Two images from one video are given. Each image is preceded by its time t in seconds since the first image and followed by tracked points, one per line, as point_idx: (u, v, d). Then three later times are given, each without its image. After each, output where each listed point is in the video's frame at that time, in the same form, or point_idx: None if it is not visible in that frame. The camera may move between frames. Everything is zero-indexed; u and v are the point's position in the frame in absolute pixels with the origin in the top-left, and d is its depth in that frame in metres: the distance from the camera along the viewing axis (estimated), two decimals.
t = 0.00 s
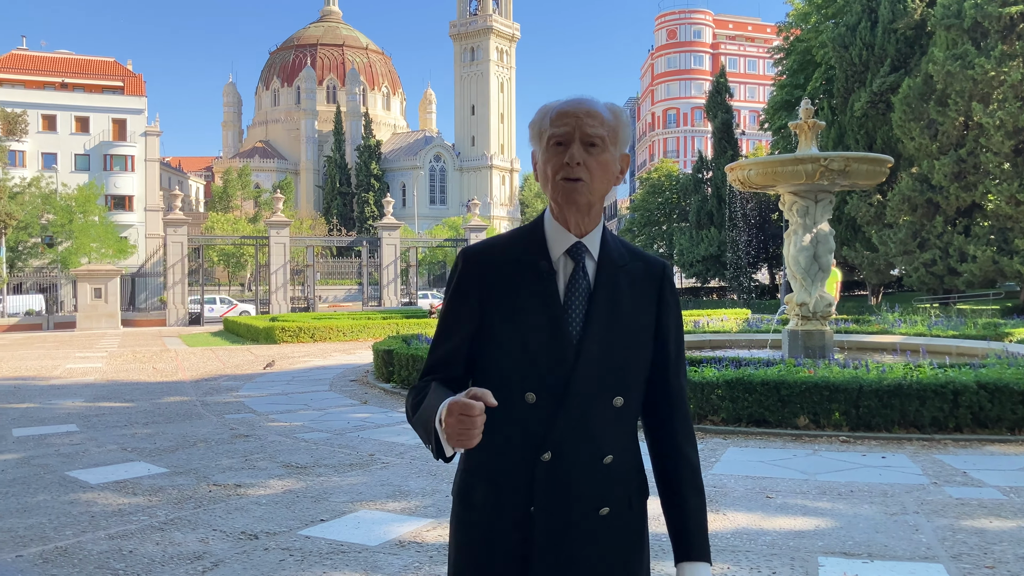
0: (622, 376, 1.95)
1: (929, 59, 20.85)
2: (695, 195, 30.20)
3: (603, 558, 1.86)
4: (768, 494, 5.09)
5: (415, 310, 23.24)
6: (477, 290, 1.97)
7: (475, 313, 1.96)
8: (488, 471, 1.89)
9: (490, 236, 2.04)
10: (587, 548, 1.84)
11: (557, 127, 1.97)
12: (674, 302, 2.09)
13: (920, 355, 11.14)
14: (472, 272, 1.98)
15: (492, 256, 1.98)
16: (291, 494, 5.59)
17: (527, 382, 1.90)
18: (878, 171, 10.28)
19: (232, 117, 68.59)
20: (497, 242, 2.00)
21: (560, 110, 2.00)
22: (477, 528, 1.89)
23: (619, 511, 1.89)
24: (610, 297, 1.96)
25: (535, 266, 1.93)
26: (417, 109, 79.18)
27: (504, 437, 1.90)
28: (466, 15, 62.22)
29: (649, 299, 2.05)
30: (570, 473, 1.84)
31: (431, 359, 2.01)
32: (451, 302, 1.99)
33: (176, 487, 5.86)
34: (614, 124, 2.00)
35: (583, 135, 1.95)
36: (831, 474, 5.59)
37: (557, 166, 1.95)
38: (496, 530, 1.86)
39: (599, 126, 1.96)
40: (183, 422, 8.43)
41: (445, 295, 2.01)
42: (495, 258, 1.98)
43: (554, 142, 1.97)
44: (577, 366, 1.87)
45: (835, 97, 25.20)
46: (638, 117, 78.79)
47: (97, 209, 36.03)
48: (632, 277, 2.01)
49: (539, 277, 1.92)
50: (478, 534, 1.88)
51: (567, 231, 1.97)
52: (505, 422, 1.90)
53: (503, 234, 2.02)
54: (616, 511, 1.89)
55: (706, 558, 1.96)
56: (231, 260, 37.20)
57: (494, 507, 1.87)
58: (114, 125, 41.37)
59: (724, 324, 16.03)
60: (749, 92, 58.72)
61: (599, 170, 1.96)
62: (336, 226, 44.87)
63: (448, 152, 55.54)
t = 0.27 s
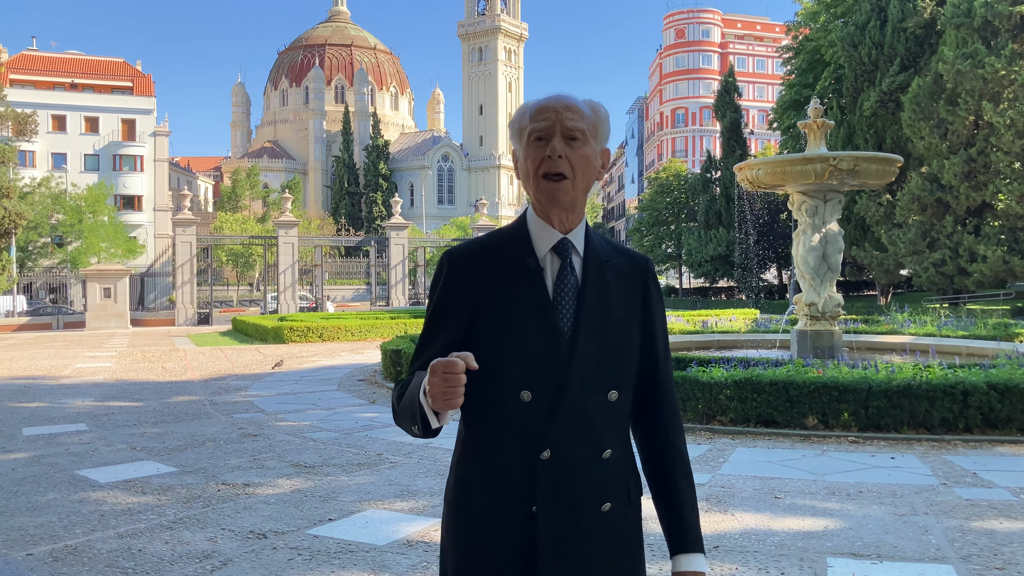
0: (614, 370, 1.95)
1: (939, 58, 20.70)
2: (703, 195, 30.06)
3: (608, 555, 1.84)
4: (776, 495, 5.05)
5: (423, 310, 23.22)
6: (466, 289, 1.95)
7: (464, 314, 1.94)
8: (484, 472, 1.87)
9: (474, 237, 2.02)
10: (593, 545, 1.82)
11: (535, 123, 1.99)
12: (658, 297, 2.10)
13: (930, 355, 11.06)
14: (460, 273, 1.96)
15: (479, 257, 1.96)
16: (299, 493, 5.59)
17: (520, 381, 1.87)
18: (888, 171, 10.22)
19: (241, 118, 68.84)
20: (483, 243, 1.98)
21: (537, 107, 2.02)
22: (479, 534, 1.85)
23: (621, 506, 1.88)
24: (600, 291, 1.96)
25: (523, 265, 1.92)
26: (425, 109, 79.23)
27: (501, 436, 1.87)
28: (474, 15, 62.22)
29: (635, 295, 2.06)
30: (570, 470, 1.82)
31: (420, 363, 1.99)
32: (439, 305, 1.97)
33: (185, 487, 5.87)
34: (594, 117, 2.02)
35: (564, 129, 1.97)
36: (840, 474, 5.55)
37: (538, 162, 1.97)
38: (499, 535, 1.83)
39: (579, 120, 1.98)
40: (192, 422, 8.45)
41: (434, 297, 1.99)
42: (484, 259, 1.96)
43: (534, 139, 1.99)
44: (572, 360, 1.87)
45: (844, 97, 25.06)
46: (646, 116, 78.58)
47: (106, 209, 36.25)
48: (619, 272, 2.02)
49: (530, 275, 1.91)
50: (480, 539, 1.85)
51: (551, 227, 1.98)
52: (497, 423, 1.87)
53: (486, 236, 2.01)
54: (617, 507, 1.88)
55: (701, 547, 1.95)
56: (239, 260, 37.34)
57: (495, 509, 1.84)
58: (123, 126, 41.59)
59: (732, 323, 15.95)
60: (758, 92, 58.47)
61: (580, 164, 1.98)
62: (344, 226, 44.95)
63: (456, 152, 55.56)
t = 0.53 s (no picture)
0: (591, 370, 1.99)
1: (948, 57, 20.56)
2: (710, 194, 29.95)
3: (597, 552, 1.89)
4: (783, 495, 5.02)
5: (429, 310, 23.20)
6: (442, 299, 1.90)
7: (440, 323, 1.90)
8: (470, 480, 1.84)
9: (445, 239, 1.98)
10: (583, 544, 1.86)
11: (501, 121, 1.99)
12: (622, 294, 2.17)
13: (938, 355, 10.99)
14: (435, 281, 1.91)
15: (456, 267, 1.92)
16: (306, 493, 5.59)
17: (500, 386, 1.85)
18: (896, 171, 10.17)
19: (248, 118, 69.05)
20: (459, 246, 1.95)
21: (500, 106, 2.03)
22: (469, 545, 1.83)
23: (602, 503, 1.94)
24: (574, 293, 1.99)
25: (497, 274, 1.89)
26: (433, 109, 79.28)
27: (485, 445, 1.84)
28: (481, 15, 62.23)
29: (602, 294, 2.11)
30: (557, 472, 1.85)
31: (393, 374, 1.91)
32: (413, 314, 1.90)
33: (193, 486, 5.88)
34: (556, 116, 2.05)
35: (529, 128, 1.98)
36: (848, 474, 5.51)
37: (505, 160, 1.97)
38: (490, 542, 1.81)
39: (543, 117, 2.00)
40: (200, 421, 8.47)
41: (406, 305, 1.91)
42: (461, 267, 1.92)
43: (499, 138, 1.99)
44: (555, 363, 1.88)
45: (851, 96, 24.92)
46: (654, 116, 78.40)
47: (114, 209, 36.45)
48: (586, 272, 2.07)
49: (509, 278, 1.89)
50: (471, 552, 1.82)
51: (521, 228, 1.98)
52: (480, 433, 1.85)
53: (456, 239, 1.97)
54: (599, 506, 1.93)
55: (662, 534, 2.08)
56: (247, 260, 37.47)
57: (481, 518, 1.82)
58: (131, 126, 41.76)
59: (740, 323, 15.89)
60: (765, 91, 58.25)
61: (547, 162, 1.99)
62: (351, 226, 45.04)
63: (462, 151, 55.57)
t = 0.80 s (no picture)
0: (578, 369, 1.99)
1: (956, 57, 20.44)
2: (717, 194, 29.84)
3: (593, 551, 1.90)
4: (790, 496, 4.99)
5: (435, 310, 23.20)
6: (431, 306, 1.87)
7: (429, 330, 1.87)
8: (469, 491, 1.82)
9: (431, 246, 1.95)
10: (581, 546, 1.86)
11: (482, 125, 1.96)
12: (599, 294, 2.19)
13: (946, 356, 10.93)
14: (424, 289, 1.88)
15: (447, 274, 1.90)
16: (313, 492, 5.60)
17: (493, 391, 1.84)
18: (904, 170, 10.12)
19: (256, 118, 69.26)
20: (448, 253, 1.92)
21: (480, 108, 2.00)
22: (468, 554, 1.80)
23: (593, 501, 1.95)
24: (560, 292, 2.00)
25: (488, 280, 1.88)
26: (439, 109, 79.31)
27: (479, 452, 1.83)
28: (488, 15, 62.25)
29: (582, 292, 2.13)
30: (552, 474, 1.85)
31: (380, 386, 1.86)
32: (402, 322, 1.86)
33: (200, 485, 5.90)
34: (536, 118, 2.04)
35: (511, 130, 1.96)
36: (855, 475, 5.48)
37: (489, 163, 1.95)
38: (489, 551, 1.79)
39: (523, 119, 1.99)
40: (208, 420, 8.50)
41: (393, 316, 1.87)
42: (452, 273, 1.90)
43: (482, 141, 1.96)
44: (547, 364, 1.88)
45: (859, 96, 24.78)
46: (660, 116, 78.23)
47: (122, 209, 36.60)
48: (567, 272, 2.08)
49: (499, 282, 1.89)
50: (471, 561, 1.80)
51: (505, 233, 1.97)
52: (473, 441, 1.83)
53: (442, 246, 1.95)
54: (593, 504, 1.94)
55: (632, 530, 2.11)
56: (253, 260, 37.59)
57: (478, 526, 1.80)
58: (138, 126, 41.95)
59: (747, 324, 15.83)
60: (773, 91, 58.04)
61: (530, 164, 1.98)
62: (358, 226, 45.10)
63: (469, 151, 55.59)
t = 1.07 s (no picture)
0: (580, 363, 1.99)
1: (964, 56, 20.31)
2: (724, 194, 29.77)
3: (599, 545, 1.90)
4: (797, 496, 4.96)
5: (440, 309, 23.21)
6: (433, 302, 1.86)
7: (431, 325, 1.85)
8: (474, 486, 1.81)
9: (433, 244, 1.95)
10: (587, 539, 1.86)
11: (493, 119, 1.95)
12: (597, 289, 2.19)
13: (953, 356, 10.87)
14: (427, 283, 1.87)
15: (449, 270, 1.89)
16: (319, 491, 5.60)
17: (498, 385, 1.82)
18: (911, 170, 10.07)
19: (262, 118, 69.42)
20: (449, 249, 1.92)
21: (488, 103, 1.99)
22: (475, 549, 1.79)
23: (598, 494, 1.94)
24: (560, 288, 2.01)
25: (491, 274, 1.87)
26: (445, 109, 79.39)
27: (483, 449, 1.81)
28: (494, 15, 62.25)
29: (581, 288, 2.13)
30: (557, 467, 1.85)
31: (383, 383, 1.84)
32: (405, 319, 1.84)
33: (206, 484, 5.91)
34: (543, 117, 2.04)
35: (522, 125, 1.95)
36: (861, 476, 5.45)
37: (498, 156, 1.93)
38: (495, 547, 1.78)
39: (532, 116, 1.98)
40: (214, 420, 8.52)
41: (394, 314, 1.86)
42: (455, 270, 1.89)
43: (490, 135, 1.95)
44: (550, 358, 1.88)
45: (866, 95, 24.66)
46: (667, 115, 78.12)
47: (129, 208, 36.78)
48: (566, 268, 2.09)
49: (502, 276, 1.88)
50: (481, 560, 1.79)
51: (510, 227, 1.96)
52: (477, 437, 1.81)
53: (444, 243, 1.94)
54: (597, 499, 1.94)
55: (633, 526, 2.10)
56: (260, 259, 37.75)
57: (485, 522, 1.79)
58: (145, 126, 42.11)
59: (753, 324, 15.78)
60: (780, 90, 57.94)
61: (540, 161, 1.98)
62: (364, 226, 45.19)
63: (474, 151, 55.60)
